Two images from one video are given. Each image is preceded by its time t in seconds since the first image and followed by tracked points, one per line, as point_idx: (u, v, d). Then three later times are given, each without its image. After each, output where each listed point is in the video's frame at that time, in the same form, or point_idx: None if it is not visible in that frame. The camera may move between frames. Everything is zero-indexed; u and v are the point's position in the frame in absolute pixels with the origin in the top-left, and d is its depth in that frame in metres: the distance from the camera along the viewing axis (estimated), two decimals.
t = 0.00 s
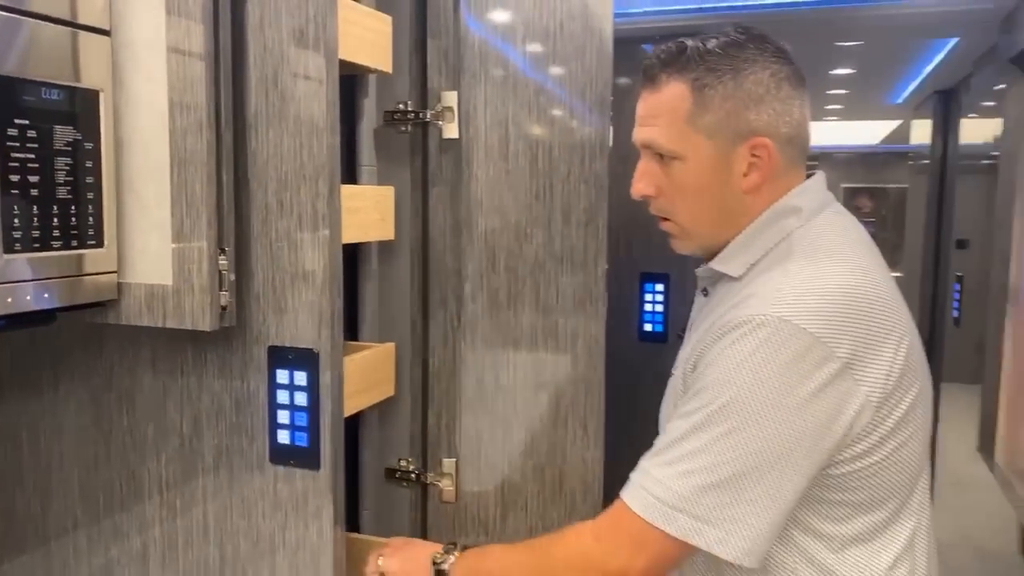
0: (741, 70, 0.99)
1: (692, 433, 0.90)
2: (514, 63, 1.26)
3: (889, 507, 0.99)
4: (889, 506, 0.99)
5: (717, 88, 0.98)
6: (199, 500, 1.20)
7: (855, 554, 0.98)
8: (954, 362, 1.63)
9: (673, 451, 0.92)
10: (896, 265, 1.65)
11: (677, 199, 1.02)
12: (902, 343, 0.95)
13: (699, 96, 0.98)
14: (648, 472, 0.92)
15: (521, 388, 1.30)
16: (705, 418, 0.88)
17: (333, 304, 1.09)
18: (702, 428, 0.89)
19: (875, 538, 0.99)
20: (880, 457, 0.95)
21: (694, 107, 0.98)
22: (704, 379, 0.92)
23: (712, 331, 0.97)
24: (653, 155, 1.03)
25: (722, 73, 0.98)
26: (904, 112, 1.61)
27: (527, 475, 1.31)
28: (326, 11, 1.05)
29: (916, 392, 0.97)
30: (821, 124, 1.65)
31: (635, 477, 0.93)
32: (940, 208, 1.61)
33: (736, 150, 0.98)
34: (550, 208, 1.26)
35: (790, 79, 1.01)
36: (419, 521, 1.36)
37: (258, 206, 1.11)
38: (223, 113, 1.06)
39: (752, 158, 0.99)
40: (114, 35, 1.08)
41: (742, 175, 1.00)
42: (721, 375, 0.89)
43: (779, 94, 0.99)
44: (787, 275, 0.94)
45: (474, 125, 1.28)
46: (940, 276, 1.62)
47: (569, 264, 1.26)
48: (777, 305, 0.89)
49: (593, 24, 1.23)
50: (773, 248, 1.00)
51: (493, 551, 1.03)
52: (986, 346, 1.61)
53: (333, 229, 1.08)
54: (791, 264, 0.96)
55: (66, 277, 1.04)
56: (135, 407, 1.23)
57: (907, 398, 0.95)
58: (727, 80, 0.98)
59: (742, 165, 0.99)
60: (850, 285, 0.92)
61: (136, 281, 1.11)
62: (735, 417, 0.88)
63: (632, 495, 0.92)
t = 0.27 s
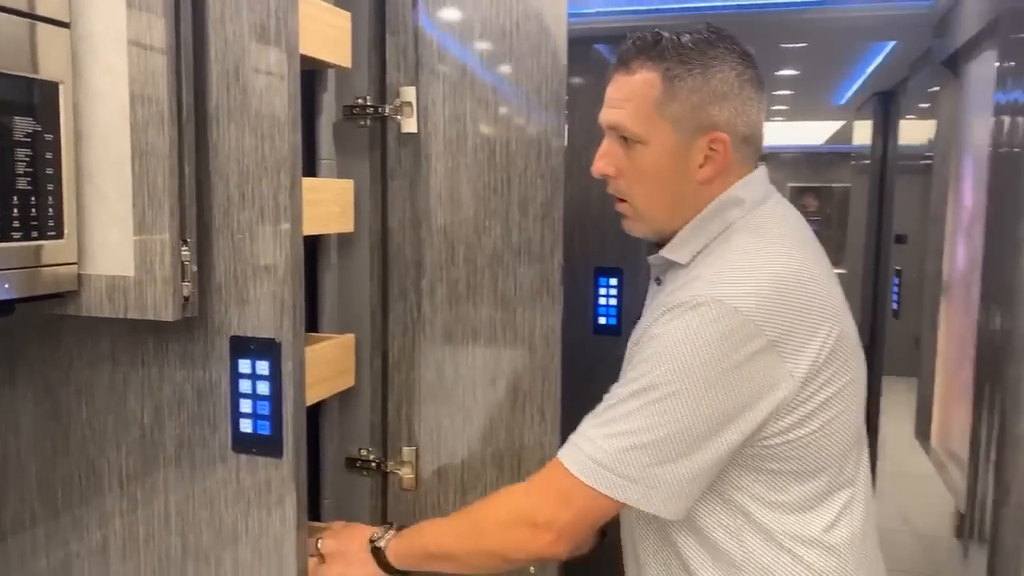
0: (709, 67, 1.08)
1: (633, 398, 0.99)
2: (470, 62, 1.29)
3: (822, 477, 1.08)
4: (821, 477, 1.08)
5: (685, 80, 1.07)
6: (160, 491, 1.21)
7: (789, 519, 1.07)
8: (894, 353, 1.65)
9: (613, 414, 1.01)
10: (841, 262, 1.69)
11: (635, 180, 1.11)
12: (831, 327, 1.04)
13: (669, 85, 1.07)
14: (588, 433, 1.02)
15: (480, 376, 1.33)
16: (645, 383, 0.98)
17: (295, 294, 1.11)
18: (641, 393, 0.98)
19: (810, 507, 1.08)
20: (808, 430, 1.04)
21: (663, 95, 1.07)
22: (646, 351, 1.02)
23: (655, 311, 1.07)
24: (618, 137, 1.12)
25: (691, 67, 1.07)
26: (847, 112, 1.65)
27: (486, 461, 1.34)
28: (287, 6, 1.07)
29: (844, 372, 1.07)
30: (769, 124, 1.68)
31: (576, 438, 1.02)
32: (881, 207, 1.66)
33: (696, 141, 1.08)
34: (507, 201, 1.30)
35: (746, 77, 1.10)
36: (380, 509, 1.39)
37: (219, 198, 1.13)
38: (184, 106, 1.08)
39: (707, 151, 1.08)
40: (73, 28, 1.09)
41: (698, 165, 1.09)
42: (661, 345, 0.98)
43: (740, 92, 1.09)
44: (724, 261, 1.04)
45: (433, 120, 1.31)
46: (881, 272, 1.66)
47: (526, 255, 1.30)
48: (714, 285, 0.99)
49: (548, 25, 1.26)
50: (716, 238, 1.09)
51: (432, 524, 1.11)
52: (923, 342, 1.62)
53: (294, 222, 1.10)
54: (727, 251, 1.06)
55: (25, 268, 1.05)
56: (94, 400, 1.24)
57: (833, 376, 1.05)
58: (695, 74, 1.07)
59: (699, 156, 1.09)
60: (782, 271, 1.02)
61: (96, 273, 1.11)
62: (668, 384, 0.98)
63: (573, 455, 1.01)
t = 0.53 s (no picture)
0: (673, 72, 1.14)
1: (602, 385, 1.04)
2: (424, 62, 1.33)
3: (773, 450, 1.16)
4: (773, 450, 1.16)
5: (653, 80, 1.12)
6: (118, 483, 1.23)
7: (744, 491, 1.14)
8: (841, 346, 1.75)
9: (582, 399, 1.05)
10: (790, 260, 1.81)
11: (598, 171, 1.16)
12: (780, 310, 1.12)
13: (637, 84, 1.12)
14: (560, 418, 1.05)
15: (435, 369, 1.36)
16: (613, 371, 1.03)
17: (252, 288, 1.13)
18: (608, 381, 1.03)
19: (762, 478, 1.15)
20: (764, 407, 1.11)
21: (631, 93, 1.13)
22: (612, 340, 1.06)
23: (620, 300, 1.12)
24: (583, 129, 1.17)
25: (658, 69, 1.13)
26: (796, 113, 1.78)
27: (442, 451, 1.38)
28: (243, 6, 1.09)
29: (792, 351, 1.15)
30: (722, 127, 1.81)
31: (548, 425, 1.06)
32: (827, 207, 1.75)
33: (656, 139, 1.13)
34: (461, 198, 1.33)
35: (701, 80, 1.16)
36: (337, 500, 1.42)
37: (176, 193, 1.15)
38: (140, 103, 1.10)
39: (667, 150, 1.15)
40: (29, 25, 1.10)
41: (655, 162, 1.15)
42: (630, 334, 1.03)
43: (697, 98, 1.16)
44: (686, 250, 1.09)
45: (388, 118, 1.34)
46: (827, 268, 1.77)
47: (480, 250, 1.34)
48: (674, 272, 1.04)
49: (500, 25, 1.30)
50: (675, 231, 1.16)
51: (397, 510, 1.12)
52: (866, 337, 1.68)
53: (250, 218, 1.12)
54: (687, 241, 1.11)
55: None
56: (50, 395, 1.25)
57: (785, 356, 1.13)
58: (659, 76, 1.13)
59: (657, 154, 1.15)
60: (739, 259, 1.08)
61: (53, 267, 1.13)
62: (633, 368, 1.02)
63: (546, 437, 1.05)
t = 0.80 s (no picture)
0: (643, 80, 1.13)
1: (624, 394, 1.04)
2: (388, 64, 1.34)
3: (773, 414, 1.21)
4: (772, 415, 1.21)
5: (623, 87, 1.11)
6: (81, 482, 1.23)
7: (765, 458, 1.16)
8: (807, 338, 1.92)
9: (671, 426, 0.96)
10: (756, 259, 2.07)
11: (569, 175, 1.14)
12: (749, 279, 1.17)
13: (609, 89, 1.11)
14: (674, 448, 0.95)
15: (398, 367, 1.38)
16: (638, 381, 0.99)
17: (215, 287, 1.15)
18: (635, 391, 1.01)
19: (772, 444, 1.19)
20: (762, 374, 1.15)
21: (603, 97, 1.11)
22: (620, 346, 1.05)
23: (609, 302, 1.10)
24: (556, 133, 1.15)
25: (628, 77, 1.12)
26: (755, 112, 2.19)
27: (405, 448, 1.39)
28: (203, 7, 1.10)
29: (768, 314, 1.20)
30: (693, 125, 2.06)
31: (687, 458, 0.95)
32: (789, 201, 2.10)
33: (626, 142, 1.12)
34: (423, 198, 1.35)
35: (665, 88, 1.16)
36: (302, 496, 1.44)
37: (139, 194, 1.16)
38: (102, 104, 1.11)
39: (638, 153, 1.13)
40: None
41: (626, 164, 1.13)
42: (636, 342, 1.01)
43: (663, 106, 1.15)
44: (667, 248, 1.07)
45: (351, 119, 1.36)
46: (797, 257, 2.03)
47: (442, 250, 1.35)
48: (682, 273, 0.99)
49: (460, 29, 1.31)
50: (645, 229, 1.13)
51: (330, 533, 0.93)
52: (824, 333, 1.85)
53: (213, 218, 1.13)
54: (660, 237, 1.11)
55: None
56: (14, 394, 1.25)
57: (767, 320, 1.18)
58: (631, 82, 1.12)
59: (627, 156, 1.13)
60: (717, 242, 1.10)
61: (15, 267, 1.13)
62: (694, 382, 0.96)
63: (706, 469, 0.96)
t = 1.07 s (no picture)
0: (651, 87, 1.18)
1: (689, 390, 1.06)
2: (378, 70, 1.37)
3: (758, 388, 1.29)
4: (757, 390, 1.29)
5: (637, 88, 1.16)
6: (78, 486, 1.25)
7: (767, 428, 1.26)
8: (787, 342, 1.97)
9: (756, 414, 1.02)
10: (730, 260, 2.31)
11: (585, 172, 1.16)
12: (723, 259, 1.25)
13: (625, 89, 1.16)
14: (764, 434, 1.02)
15: (390, 371, 1.41)
16: (717, 374, 1.03)
17: (210, 294, 1.17)
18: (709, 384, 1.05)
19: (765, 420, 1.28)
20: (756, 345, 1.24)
21: (621, 97, 1.16)
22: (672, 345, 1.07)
23: (644, 302, 1.12)
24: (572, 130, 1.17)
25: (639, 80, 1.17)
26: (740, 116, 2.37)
27: (397, 451, 1.42)
28: (199, 20, 1.12)
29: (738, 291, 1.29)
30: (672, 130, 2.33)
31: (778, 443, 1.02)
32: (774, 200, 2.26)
33: (640, 143, 1.17)
34: (414, 206, 1.37)
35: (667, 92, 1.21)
36: (295, 499, 1.46)
37: (135, 203, 1.18)
38: (99, 114, 1.12)
39: (648, 154, 1.18)
40: None
41: (637, 165, 1.18)
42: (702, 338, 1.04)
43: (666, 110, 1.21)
44: (694, 244, 1.12)
45: (343, 127, 1.38)
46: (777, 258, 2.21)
47: (432, 256, 1.38)
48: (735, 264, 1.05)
49: (449, 38, 1.33)
50: (657, 226, 1.17)
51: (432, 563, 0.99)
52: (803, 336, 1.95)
53: (208, 225, 1.15)
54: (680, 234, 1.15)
55: None
56: (11, 399, 1.27)
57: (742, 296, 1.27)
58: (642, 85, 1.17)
59: (638, 157, 1.18)
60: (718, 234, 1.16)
61: (13, 275, 1.15)
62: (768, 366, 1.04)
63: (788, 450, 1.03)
